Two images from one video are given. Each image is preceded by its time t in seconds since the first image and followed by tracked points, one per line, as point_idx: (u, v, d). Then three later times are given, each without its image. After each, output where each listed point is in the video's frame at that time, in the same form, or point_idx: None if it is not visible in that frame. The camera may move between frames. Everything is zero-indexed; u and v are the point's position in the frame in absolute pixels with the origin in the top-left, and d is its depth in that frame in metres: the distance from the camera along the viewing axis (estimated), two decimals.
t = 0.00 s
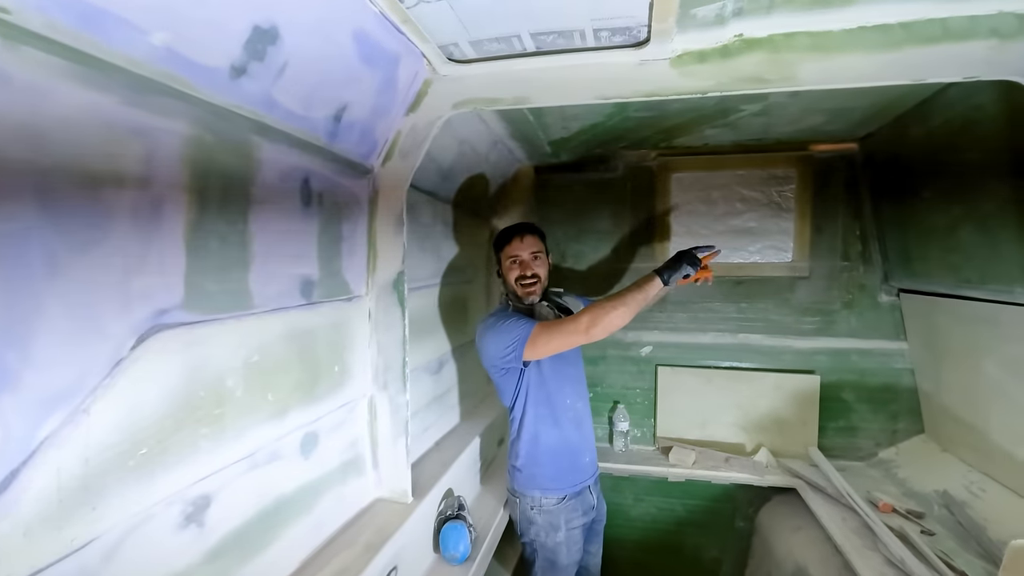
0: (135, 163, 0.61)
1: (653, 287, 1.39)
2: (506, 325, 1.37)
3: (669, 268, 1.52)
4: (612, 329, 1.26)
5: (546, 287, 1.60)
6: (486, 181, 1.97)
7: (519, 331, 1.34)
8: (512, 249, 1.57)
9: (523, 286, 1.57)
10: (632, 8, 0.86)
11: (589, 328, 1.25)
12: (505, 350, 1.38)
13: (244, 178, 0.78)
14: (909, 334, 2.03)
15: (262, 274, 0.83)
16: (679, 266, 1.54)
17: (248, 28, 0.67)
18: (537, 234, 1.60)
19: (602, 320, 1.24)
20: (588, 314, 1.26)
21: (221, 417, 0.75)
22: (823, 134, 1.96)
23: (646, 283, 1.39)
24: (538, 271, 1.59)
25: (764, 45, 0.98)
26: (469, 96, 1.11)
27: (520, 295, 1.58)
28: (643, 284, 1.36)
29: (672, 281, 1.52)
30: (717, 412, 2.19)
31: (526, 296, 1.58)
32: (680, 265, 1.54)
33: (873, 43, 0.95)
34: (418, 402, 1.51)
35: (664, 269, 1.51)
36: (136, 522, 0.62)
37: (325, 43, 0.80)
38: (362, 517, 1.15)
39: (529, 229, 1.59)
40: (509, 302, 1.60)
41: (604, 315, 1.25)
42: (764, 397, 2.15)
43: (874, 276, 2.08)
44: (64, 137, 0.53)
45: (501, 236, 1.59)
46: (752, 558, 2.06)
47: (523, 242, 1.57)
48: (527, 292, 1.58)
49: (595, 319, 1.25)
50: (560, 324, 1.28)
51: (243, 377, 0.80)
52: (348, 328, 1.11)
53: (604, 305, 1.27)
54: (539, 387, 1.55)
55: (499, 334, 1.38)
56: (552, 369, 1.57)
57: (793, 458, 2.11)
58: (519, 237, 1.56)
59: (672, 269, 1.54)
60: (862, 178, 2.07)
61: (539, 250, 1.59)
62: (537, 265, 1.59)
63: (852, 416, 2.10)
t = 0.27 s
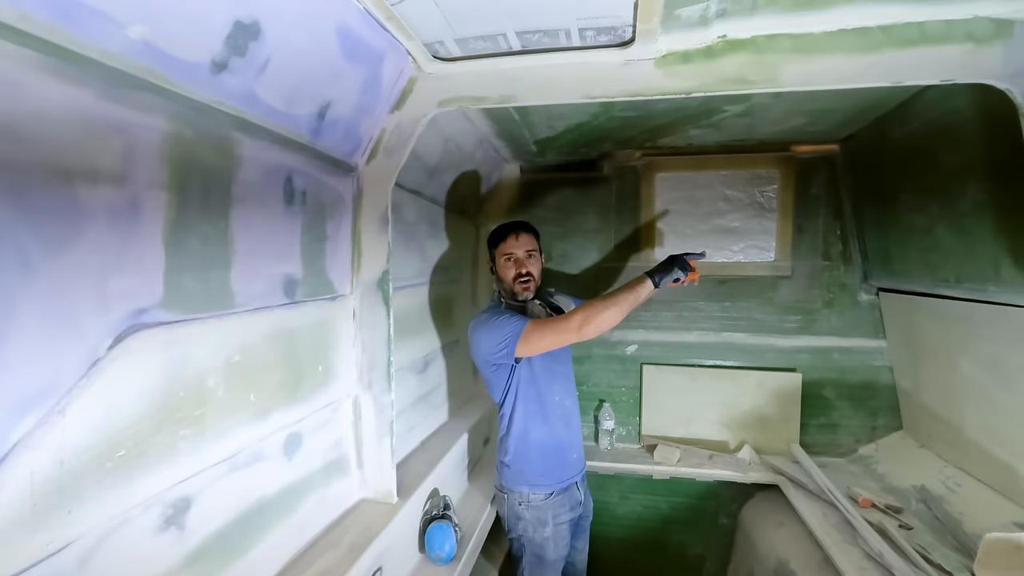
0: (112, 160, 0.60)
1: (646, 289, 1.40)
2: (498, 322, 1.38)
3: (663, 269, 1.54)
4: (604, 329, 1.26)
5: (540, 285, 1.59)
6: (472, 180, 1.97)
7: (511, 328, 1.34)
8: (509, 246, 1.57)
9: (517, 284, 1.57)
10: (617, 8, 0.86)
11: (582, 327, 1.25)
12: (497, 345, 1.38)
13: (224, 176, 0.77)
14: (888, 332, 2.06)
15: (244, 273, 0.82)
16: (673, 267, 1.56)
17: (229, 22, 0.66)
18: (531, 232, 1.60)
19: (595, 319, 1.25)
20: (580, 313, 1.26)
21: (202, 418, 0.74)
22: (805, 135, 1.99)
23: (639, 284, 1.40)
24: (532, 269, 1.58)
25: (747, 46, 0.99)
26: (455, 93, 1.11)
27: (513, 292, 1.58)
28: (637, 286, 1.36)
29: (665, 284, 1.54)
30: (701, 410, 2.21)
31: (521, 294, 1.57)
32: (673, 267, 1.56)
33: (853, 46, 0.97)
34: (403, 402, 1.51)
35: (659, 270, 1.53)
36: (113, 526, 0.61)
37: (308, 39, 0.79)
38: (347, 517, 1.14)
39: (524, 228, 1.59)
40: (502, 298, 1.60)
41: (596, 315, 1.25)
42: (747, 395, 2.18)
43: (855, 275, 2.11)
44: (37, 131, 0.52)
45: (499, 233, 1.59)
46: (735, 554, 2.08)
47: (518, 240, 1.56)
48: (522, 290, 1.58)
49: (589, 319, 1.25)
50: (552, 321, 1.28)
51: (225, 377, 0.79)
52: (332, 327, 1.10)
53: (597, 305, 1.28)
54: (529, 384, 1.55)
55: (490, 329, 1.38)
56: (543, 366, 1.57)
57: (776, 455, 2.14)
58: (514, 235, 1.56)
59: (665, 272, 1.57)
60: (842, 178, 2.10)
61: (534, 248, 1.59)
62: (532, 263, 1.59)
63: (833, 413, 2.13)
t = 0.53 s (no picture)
0: (89, 156, 0.59)
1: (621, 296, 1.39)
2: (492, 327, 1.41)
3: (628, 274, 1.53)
4: (580, 348, 1.26)
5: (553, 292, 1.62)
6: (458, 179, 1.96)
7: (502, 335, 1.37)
8: (536, 253, 1.54)
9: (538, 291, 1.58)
10: (602, 8, 0.86)
11: (561, 345, 1.26)
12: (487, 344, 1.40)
13: (206, 173, 0.76)
14: (868, 330, 2.09)
15: (226, 272, 0.81)
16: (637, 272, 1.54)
17: (210, 18, 0.65)
18: (557, 241, 1.59)
19: (573, 336, 1.25)
20: (555, 334, 1.26)
21: (182, 418, 0.73)
22: (787, 136, 2.01)
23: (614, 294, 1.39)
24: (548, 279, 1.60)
25: (731, 47, 1.01)
26: (440, 91, 1.09)
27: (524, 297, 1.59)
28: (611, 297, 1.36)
29: (633, 288, 1.53)
30: (686, 408, 2.23)
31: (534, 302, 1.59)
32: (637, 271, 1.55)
33: (834, 48, 0.98)
34: (389, 401, 1.50)
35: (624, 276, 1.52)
36: (91, 528, 0.60)
37: (292, 35, 0.78)
38: (332, 518, 1.13)
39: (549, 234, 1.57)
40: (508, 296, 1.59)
41: (570, 335, 1.25)
42: (731, 393, 2.20)
43: (836, 274, 2.14)
44: (11, 127, 0.51)
45: (521, 231, 1.54)
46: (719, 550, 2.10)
47: (549, 249, 1.55)
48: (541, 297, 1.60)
49: (566, 336, 1.25)
50: (531, 340, 1.29)
51: (207, 377, 0.78)
52: (316, 327, 1.09)
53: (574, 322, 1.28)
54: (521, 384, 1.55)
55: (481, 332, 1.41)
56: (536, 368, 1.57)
57: (759, 452, 2.16)
58: (547, 245, 1.54)
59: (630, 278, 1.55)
60: (823, 179, 2.13)
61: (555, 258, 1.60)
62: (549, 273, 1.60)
63: (815, 410, 2.16)
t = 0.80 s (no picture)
0: (56, 149, 0.57)
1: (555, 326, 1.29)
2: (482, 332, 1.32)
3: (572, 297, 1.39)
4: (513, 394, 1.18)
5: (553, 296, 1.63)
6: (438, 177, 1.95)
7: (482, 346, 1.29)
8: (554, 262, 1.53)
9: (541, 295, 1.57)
10: (582, 7, 0.87)
11: (491, 395, 1.19)
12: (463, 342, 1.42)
13: (178, 169, 0.74)
14: (840, 328, 2.14)
15: (200, 270, 0.79)
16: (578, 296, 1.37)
17: (182, 9, 0.64)
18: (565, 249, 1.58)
19: (500, 386, 1.18)
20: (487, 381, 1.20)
21: (154, 420, 0.71)
22: (763, 137, 2.04)
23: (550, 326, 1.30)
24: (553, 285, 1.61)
25: (708, 48, 1.03)
26: (421, 87, 1.08)
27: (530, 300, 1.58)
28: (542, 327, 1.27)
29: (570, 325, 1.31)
30: (664, 406, 2.25)
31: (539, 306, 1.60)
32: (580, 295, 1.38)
33: (809, 50, 1.01)
34: (368, 401, 1.48)
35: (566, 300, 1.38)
36: (58, 534, 0.59)
37: (267, 29, 0.77)
38: (310, 519, 1.12)
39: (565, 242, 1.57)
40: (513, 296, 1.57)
41: (499, 384, 1.18)
42: (708, 390, 2.23)
43: (810, 272, 2.18)
44: None
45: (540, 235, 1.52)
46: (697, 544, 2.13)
47: (558, 257, 1.53)
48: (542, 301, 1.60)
49: (485, 375, 1.21)
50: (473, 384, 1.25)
51: (180, 377, 0.76)
52: (294, 326, 1.07)
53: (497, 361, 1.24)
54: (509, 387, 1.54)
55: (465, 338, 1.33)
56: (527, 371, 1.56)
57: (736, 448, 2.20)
58: (558, 252, 1.52)
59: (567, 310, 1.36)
60: (798, 179, 2.17)
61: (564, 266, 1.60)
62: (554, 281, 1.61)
63: (790, 406, 2.20)
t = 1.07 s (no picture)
0: (16, 142, 0.55)
1: (508, 388, 1.27)
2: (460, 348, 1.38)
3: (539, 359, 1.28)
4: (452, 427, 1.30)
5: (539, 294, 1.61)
6: (417, 175, 1.93)
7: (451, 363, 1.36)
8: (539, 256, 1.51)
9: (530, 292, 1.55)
10: (561, 4, 0.87)
11: (433, 418, 1.30)
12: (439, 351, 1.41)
13: (147, 163, 0.72)
14: (814, 325, 2.18)
15: (171, 268, 0.77)
16: (540, 367, 1.26)
17: None
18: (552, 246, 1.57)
19: (441, 419, 1.28)
20: (435, 408, 1.29)
21: (122, 422, 0.69)
22: (739, 138, 2.07)
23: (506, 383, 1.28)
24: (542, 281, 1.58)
25: (686, 48, 1.04)
26: (401, 82, 1.07)
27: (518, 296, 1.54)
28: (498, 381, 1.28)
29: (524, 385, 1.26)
30: (643, 403, 2.27)
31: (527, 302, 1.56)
32: (544, 365, 1.26)
33: (784, 51, 1.03)
34: (345, 400, 1.46)
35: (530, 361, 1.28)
36: (20, 541, 0.57)
37: (241, 21, 0.75)
38: (286, 522, 1.10)
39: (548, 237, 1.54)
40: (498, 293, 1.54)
41: (442, 416, 1.28)
42: (686, 387, 2.25)
43: (784, 271, 2.22)
44: None
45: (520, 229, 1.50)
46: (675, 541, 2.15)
47: (547, 253, 1.52)
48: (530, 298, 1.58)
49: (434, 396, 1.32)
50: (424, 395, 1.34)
51: (148, 378, 0.74)
52: (269, 325, 1.05)
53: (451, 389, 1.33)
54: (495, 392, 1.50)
55: (447, 343, 1.38)
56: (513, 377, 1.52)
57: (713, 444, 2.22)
58: (547, 248, 1.51)
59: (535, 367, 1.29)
60: (773, 180, 2.21)
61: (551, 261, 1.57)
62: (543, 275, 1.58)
63: (765, 403, 2.24)
